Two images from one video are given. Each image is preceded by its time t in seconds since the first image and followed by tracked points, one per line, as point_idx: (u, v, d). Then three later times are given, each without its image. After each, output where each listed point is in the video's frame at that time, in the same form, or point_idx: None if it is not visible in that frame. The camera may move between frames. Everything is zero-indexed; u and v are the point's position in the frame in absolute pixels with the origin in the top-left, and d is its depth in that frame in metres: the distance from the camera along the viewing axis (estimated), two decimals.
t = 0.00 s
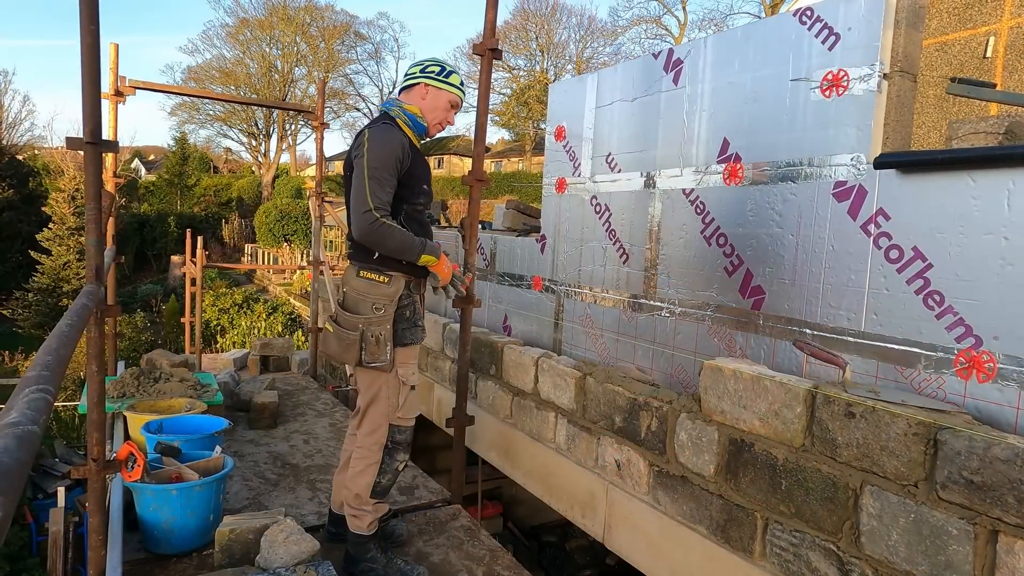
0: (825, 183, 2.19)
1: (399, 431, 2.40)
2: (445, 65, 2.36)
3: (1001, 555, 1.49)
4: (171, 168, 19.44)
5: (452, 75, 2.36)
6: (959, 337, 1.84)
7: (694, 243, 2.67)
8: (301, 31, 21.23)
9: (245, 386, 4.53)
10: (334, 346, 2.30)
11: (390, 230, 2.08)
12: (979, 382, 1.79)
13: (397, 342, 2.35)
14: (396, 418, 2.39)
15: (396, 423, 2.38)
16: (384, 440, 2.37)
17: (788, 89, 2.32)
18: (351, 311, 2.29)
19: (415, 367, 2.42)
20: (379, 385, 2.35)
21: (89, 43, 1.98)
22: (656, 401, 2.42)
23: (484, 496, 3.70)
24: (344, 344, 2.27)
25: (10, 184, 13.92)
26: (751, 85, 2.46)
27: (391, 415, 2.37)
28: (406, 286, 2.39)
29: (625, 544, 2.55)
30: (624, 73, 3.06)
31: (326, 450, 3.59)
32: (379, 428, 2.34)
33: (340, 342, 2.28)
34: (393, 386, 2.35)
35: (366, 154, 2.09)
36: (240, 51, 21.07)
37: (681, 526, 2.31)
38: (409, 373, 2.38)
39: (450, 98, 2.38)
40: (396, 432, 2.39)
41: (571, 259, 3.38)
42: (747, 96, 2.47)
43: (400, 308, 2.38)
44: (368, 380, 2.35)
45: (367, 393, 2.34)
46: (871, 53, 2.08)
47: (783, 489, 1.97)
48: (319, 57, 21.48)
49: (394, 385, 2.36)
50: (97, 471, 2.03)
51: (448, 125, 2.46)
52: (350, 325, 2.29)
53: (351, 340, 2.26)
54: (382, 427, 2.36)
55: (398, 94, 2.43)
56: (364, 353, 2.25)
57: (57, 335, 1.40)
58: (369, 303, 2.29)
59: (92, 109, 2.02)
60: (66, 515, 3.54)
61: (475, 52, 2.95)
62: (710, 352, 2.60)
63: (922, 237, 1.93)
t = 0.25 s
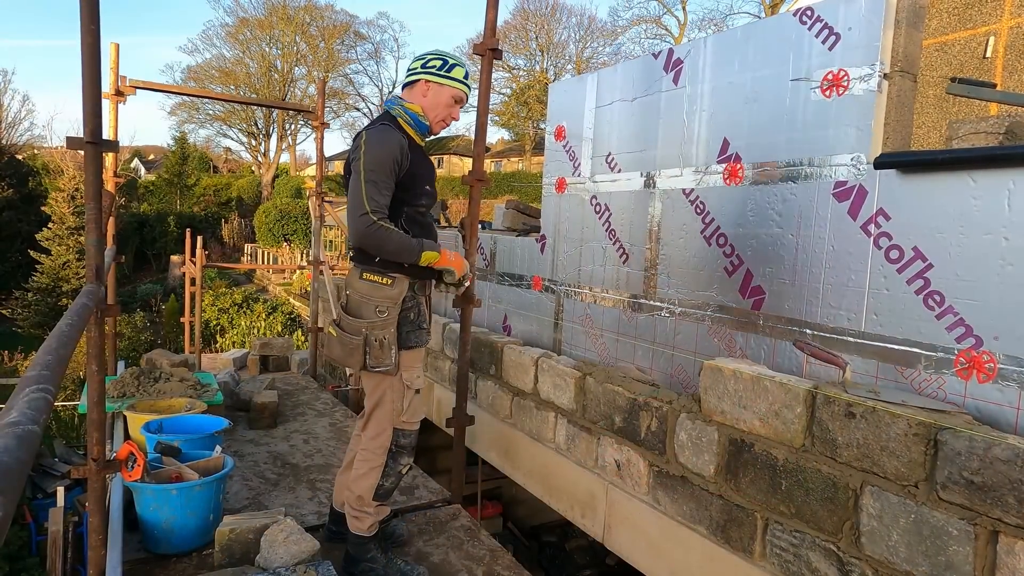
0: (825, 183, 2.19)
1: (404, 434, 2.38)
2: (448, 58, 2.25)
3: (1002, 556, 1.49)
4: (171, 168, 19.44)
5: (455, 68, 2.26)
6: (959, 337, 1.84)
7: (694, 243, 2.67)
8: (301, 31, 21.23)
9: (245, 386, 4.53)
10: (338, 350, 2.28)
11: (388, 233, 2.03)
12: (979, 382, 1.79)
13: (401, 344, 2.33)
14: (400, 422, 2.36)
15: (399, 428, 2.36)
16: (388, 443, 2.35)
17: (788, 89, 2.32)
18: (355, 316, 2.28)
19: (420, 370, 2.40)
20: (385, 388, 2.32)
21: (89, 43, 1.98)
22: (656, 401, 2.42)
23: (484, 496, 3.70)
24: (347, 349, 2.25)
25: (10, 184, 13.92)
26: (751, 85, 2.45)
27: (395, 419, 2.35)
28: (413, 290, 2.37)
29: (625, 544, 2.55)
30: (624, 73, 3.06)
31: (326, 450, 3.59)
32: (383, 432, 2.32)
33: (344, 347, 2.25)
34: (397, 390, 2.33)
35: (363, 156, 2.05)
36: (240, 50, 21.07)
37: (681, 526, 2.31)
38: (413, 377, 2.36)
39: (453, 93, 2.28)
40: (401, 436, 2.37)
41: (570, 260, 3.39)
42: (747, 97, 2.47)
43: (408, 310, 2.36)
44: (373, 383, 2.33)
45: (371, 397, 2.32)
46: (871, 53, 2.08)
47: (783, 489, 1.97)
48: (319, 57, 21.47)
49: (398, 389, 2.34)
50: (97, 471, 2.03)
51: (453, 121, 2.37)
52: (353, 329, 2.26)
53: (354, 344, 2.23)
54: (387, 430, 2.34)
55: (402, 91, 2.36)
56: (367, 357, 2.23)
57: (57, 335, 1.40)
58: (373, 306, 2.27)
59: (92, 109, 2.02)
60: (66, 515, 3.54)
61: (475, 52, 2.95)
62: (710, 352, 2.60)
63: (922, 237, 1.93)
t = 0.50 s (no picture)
0: (825, 183, 2.19)
1: (407, 439, 2.35)
2: (453, 53, 2.19)
3: (1001, 555, 1.49)
4: (172, 168, 19.45)
5: (460, 64, 2.19)
6: (960, 337, 1.83)
7: (694, 243, 2.67)
8: (301, 31, 21.24)
9: (245, 386, 4.53)
10: (343, 357, 2.23)
11: (375, 239, 1.98)
12: (979, 381, 1.79)
13: (406, 351, 2.28)
14: (404, 427, 2.32)
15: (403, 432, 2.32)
16: (391, 448, 2.32)
17: (787, 89, 2.32)
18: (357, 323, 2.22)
19: (425, 376, 2.35)
20: (388, 393, 2.27)
21: (89, 43, 1.98)
22: (656, 401, 2.42)
23: (484, 496, 3.70)
24: (352, 356, 2.19)
25: (10, 184, 13.93)
26: (751, 85, 2.45)
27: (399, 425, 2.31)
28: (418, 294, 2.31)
29: (625, 544, 2.55)
30: (623, 73, 3.06)
31: (326, 450, 3.59)
32: (386, 437, 2.28)
33: (349, 355, 2.20)
34: (402, 396, 2.29)
35: (357, 159, 2.01)
36: (240, 50, 21.08)
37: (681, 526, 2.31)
38: (418, 383, 2.32)
39: (458, 90, 2.21)
40: (404, 441, 2.34)
41: (570, 260, 3.39)
42: (747, 97, 2.47)
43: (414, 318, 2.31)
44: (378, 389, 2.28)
45: (374, 402, 2.27)
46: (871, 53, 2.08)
47: (782, 489, 1.97)
48: (319, 57, 21.48)
49: (402, 394, 2.29)
50: (97, 471, 2.03)
51: (458, 117, 2.31)
52: (358, 336, 2.20)
53: (359, 352, 2.18)
54: (390, 435, 2.30)
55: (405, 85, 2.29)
56: (373, 364, 2.18)
57: (57, 335, 1.41)
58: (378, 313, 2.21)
59: (91, 108, 2.02)
60: (66, 515, 3.55)
61: (475, 52, 2.95)
62: (710, 352, 2.60)
63: (921, 236, 1.93)
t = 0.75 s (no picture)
0: (826, 183, 2.19)
1: (412, 444, 2.23)
2: (462, 52, 2.17)
3: (1001, 555, 1.49)
4: (172, 169, 19.46)
5: (470, 62, 2.17)
6: (960, 337, 1.84)
7: (695, 243, 2.67)
8: (301, 31, 21.25)
9: (245, 386, 4.53)
10: (348, 362, 2.19)
11: (382, 245, 1.98)
12: (979, 382, 1.79)
13: (412, 356, 2.19)
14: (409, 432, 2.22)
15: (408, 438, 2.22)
16: (395, 451, 2.23)
17: (788, 90, 2.32)
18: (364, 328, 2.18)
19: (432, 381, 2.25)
20: (392, 398, 2.20)
21: (89, 43, 1.98)
22: (656, 401, 2.42)
23: (484, 496, 3.70)
24: (357, 362, 2.15)
25: (10, 184, 13.94)
26: (752, 85, 2.46)
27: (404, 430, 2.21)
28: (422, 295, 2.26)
29: (625, 544, 2.56)
30: (623, 73, 3.06)
31: (326, 450, 3.59)
32: (389, 441, 2.21)
33: (354, 359, 2.17)
34: (406, 400, 2.20)
35: (364, 163, 2.01)
36: (240, 50, 21.08)
37: (681, 526, 2.31)
38: (423, 388, 2.22)
39: (468, 89, 2.20)
40: (407, 445, 2.23)
41: (570, 260, 3.39)
42: (747, 97, 2.47)
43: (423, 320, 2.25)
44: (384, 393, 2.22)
45: (379, 406, 2.21)
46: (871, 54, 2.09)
47: (783, 489, 1.97)
48: (319, 57, 21.49)
49: (406, 400, 2.20)
50: (97, 471, 2.03)
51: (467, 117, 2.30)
52: (364, 340, 2.16)
53: (363, 358, 2.14)
54: (394, 438, 2.22)
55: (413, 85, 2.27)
56: (378, 370, 2.13)
57: (57, 335, 1.41)
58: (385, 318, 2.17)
59: (91, 108, 2.02)
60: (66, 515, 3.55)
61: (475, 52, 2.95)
62: (711, 352, 2.60)
63: (922, 237, 1.93)
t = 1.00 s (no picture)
0: (825, 183, 2.18)
1: (416, 447, 2.22)
2: (484, 54, 2.14)
3: (1001, 555, 1.48)
4: (172, 168, 19.46)
5: (492, 65, 2.15)
6: (960, 337, 1.83)
7: (694, 243, 2.67)
8: (301, 31, 21.25)
9: (245, 385, 4.53)
10: (355, 363, 2.19)
11: (407, 219, 1.87)
12: (979, 381, 1.78)
13: (419, 360, 2.17)
14: (412, 435, 2.20)
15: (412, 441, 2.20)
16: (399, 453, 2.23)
17: (788, 89, 2.32)
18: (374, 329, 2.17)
19: (439, 386, 2.21)
20: (398, 400, 2.18)
21: (89, 43, 1.98)
22: (656, 401, 2.42)
23: (484, 496, 3.70)
24: (363, 362, 2.16)
25: (10, 184, 13.93)
26: (752, 84, 2.45)
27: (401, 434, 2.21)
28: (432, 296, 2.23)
29: (625, 544, 2.56)
30: (623, 72, 3.06)
31: (326, 450, 3.59)
32: (394, 443, 2.20)
33: (361, 360, 2.18)
34: (410, 404, 2.18)
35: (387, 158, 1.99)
36: (240, 50, 21.07)
37: (681, 526, 2.31)
38: (429, 392, 2.18)
39: (489, 93, 2.18)
40: (412, 448, 2.22)
41: (569, 260, 3.39)
42: (747, 96, 2.46)
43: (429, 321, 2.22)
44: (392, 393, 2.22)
45: (385, 408, 2.20)
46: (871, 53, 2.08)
47: (782, 489, 1.96)
48: (319, 57, 21.49)
49: (412, 402, 2.19)
50: (97, 471, 2.03)
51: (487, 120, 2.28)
52: (372, 342, 2.15)
53: (369, 359, 2.15)
54: (398, 441, 2.21)
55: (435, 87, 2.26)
56: (383, 372, 2.13)
57: (56, 335, 1.41)
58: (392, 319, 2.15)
59: (91, 108, 2.02)
60: (66, 515, 3.55)
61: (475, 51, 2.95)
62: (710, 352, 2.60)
63: (921, 236, 1.93)
